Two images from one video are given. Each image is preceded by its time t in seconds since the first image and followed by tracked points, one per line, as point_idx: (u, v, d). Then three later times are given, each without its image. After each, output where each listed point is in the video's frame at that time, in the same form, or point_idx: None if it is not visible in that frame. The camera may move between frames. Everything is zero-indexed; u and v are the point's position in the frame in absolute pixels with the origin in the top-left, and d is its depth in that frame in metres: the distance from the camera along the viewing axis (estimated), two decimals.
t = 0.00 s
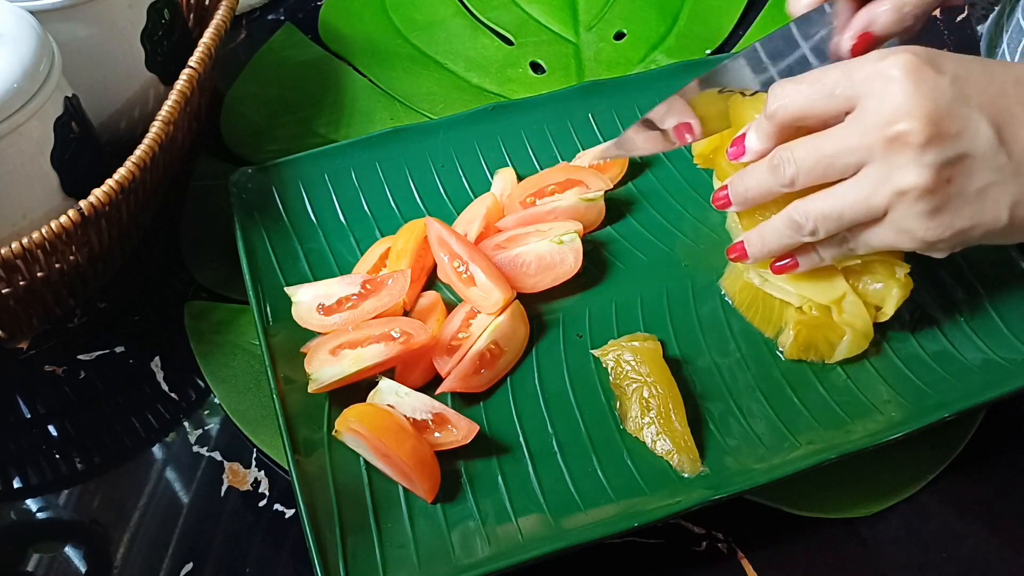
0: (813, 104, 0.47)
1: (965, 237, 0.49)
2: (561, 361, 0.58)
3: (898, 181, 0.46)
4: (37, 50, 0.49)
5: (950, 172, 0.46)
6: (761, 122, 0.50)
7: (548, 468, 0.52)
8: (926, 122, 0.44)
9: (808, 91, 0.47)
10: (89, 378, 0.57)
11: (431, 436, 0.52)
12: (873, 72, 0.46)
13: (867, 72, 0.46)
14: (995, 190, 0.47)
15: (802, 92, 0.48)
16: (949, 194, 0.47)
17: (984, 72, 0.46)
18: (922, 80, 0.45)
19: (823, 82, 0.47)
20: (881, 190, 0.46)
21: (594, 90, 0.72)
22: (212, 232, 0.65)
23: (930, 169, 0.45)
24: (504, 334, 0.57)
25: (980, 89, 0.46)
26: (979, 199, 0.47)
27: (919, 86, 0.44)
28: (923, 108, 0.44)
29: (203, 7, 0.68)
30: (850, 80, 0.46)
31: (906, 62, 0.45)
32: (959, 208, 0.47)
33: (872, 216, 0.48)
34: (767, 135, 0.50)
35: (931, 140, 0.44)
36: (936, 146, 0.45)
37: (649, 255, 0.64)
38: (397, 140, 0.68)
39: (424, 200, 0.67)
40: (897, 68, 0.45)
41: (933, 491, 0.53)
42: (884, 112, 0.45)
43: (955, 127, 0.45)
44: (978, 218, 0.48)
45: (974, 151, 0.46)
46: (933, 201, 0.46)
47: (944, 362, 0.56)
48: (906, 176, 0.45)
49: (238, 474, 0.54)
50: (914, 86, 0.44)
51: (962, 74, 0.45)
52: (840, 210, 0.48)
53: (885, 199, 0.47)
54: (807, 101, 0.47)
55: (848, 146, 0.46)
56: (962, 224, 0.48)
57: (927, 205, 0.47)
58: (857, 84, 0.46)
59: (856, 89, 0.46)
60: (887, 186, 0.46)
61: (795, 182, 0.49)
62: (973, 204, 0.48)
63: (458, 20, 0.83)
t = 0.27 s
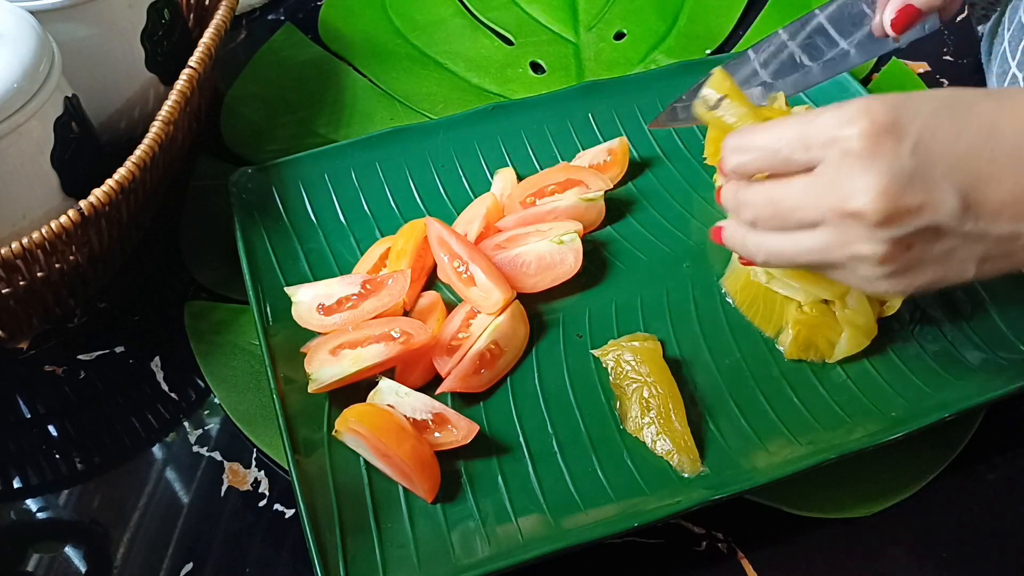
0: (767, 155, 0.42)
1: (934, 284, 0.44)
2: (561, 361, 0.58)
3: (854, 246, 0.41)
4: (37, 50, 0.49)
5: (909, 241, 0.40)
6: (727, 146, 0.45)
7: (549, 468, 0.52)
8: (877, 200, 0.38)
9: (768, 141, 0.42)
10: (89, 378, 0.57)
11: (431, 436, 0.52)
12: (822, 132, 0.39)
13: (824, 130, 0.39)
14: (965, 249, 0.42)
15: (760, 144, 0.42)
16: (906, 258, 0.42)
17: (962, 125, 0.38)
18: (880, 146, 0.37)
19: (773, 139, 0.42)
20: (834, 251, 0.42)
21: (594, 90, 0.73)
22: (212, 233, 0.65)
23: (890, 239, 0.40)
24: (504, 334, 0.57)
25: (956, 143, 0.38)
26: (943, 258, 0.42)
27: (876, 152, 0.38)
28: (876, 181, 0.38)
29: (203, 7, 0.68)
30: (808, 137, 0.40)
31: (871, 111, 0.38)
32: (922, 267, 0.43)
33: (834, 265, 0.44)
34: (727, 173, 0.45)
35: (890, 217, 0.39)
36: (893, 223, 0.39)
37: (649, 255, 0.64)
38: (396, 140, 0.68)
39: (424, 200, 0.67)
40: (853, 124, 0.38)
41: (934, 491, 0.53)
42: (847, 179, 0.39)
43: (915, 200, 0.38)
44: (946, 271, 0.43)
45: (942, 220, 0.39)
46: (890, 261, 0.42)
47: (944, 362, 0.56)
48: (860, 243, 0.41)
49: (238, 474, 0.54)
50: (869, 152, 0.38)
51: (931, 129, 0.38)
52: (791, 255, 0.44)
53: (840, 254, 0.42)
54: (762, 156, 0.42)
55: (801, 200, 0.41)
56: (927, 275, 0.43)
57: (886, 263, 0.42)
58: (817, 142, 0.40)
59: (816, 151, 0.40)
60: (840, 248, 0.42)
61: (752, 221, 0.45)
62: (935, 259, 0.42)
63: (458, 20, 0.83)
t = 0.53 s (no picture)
0: (676, 197, 0.35)
1: (846, 325, 0.34)
2: (561, 360, 0.58)
3: (776, 262, 0.33)
4: (37, 50, 0.49)
5: (837, 248, 0.32)
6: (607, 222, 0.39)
7: (549, 468, 0.52)
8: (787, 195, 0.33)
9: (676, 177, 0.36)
10: (90, 378, 0.57)
11: (431, 436, 0.52)
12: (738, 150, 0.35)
13: (726, 157, 0.35)
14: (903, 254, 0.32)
15: (662, 188, 0.36)
16: (844, 263, 0.33)
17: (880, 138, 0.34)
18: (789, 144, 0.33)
19: (686, 169, 0.36)
20: (779, 283, 0.33)
21: (594, 90, 0.73)
22: (212, 233, 0.65)
23: (812, 234, 0.32)
24: (504, 334, 0.57)
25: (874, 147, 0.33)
26: (881, 269, 0.33)
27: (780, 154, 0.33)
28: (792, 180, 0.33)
29: (203, 7, 0.68)
30: (698, 172, 0.35)
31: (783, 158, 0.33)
32: (880, 280, 0.33)
33: (714, 304, 0.36)
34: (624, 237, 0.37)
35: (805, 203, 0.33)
36: (812, 213, 0.32)
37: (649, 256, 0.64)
38: (396, 140, 0.68)
39: (424, 200, 0.67)
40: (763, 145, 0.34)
41: (934, 491, 0.53)
42: (740, 183, 0.34)
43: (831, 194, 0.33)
44: (870, 295, 0.33)
45: (867, 223, 0.32)
46: (833, 287, 0.33)
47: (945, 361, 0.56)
48: (792, 272, 0.33)
49: (238, 474, 0.54)
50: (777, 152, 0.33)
51: (837, 144, 0.33)
52: (706, 287, 0.35)
53: (775, 275, 0.33)
54: (673, 185, 0.35)
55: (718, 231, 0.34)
56: (863, 304, 0.33)
57: (822, 295, 0.33)
58: (719, 169, 0.35)
59: (721, 167, 0.35)
60: (763, 279, 0.34)
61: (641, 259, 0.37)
62: (857, 277, 0.33)
63: (458, 20, 0.83)
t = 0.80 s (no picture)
0: (813, 108, 0.47)
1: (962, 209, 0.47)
2: (561, 360, 0.58)
3: (897, 122, 0.44)
4: (37, 50, 0.49)
5: (948, 113, 0.44)
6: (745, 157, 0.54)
7: (549, 468, 0.52)
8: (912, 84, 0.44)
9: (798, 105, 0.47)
10: (89, 378, 0.57)
11: (431, 436, 0.52)
12: (882, 38, 0.46)
13: (865, 36, 0.47)
14: (966, 181, 0.45)
15: (795, 91, 0.48)
16: (951, 136, 0.44)
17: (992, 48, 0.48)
18: (917, 32, 0.46)
19: (820, 90, 0.47)
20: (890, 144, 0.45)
21: (594, 90, 0.72)
22: (211, 233, 0.65)
23: (921, 116, 0.44)
24: (504, 334, 0.57)
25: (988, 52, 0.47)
26: (980, 144, 0.45)
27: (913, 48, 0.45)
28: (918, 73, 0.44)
29: (203, 7, 0.68)
30: (843, 86, 0.46)
31: (908, 46, 0.45)
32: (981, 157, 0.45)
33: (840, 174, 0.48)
34: (767, 160, 0.49)
35: (922, 83, 0.44)
36: (928, 89, 0.44)
37: (649, 256, 0.64)
38: (396, 140, 0.68)
39: (424, 200, 0.67)
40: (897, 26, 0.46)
41: (933, 492, 0.53)
42: (874, 62, 0.46)
43: (950, 72, 0.45)
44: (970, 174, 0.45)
45: (975, 100, 0.44)
46: (936, 158, 0.45)
47: (943, 362, 0.56)
48: (898, 146, 0.45)
49: (238, 474, 0.54)
50: (905, 39, 0.46)
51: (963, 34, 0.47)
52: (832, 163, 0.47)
53: (886, 144, 0.45)
54: (803, 106, 0.47)
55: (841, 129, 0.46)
56: (959, 173, 0.45)
57: (925, 162, 0.45)
58: (860, 54, 0.47)
59: (854, 95, 0.46)
60: (883, 152, 0.45)
61: (790, 173, 0.49)
62: (964, 149, 0.45)
63: (458, 20, 0.83)
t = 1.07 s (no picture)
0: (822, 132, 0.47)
1: (976, 212, 0.46)
2: (561, 360, 0.58)
3: (907, 141, 0.44)
4: (37, 50, 0.49)
5: (956, 127, 0.43)
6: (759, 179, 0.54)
7: (549, 468, 0.52)
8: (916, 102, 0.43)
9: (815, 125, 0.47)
10: (89, 378, 0.57)
11: (431, 436, 0.52)
12: (884, 57, 0.45)
13: (868, 55, 0.46)
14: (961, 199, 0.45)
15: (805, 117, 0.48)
16: (960, 151, 0.43)
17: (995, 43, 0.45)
18: (918, 47, 0.44)
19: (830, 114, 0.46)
20: (904, 161, 0.44)
21: (594, 90, 0.72)
22: (211, 233, 0.65)
23: (928, 132, 0.43)
24: (504, 334, 0.57)
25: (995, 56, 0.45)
26: (988, 155, 0.44)
27: (915, 63, 0.44)
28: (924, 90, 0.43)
29: (203, 7, 0.67)
30: (847, 111, 0.46)
31: (911, 62, 0.44)
32: (993, 164, 0.44)
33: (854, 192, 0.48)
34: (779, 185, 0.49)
35: (929, 100, 0.43)
36: (936, 105, 0.43)
37: (649, 256, 0.64)
38: (396, 140, 0.68)
39: (424, 200, 0.67)
40: (896, 45, 0.45)
41: (934, 491, 0.53)
42: (879, 80, 0.45)
43: (955, 84, 0.43)
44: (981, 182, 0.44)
45: (983, 109, 0.43)
46: (949, 172, 0.44)
47: (943, 361, 0.56)
48: (909, 163, 0.44)
49: (238, 474, 0.54)
50: (907, 55, 0.44)
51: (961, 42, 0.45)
52: (846, 183, 0.46)
53: (895, 163, 0.44)
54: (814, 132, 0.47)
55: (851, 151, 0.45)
56: (969, 180, 0.44)
57: (939, 175, 0.44)
58: (865, 75, 0.46)
59: (861, 117, 0.45)
60: (895, 169, 0.45)
61: (804, 198, 0.48)
62: (973, 161, 0.44)
63: (458, 20, 0.83)
